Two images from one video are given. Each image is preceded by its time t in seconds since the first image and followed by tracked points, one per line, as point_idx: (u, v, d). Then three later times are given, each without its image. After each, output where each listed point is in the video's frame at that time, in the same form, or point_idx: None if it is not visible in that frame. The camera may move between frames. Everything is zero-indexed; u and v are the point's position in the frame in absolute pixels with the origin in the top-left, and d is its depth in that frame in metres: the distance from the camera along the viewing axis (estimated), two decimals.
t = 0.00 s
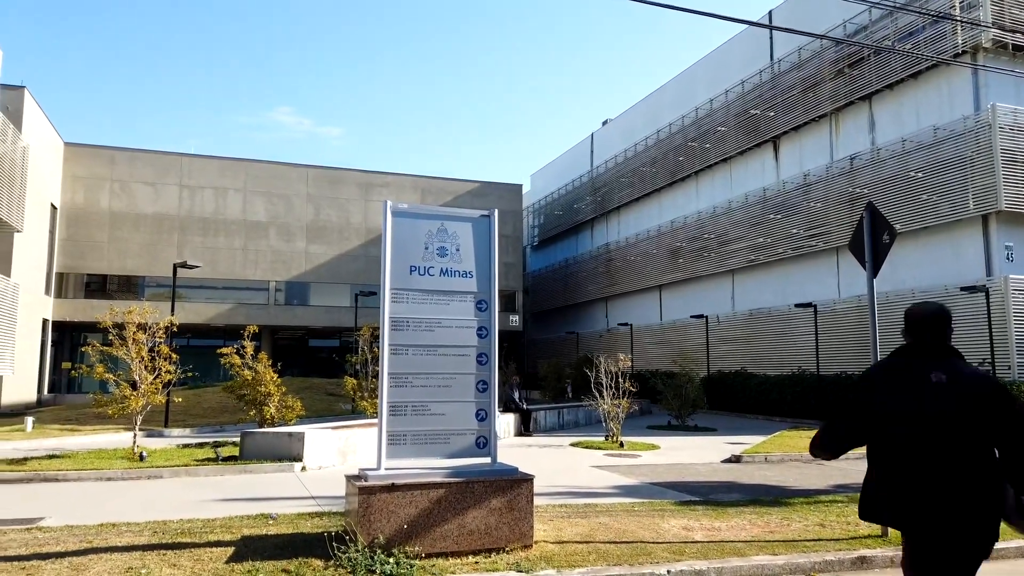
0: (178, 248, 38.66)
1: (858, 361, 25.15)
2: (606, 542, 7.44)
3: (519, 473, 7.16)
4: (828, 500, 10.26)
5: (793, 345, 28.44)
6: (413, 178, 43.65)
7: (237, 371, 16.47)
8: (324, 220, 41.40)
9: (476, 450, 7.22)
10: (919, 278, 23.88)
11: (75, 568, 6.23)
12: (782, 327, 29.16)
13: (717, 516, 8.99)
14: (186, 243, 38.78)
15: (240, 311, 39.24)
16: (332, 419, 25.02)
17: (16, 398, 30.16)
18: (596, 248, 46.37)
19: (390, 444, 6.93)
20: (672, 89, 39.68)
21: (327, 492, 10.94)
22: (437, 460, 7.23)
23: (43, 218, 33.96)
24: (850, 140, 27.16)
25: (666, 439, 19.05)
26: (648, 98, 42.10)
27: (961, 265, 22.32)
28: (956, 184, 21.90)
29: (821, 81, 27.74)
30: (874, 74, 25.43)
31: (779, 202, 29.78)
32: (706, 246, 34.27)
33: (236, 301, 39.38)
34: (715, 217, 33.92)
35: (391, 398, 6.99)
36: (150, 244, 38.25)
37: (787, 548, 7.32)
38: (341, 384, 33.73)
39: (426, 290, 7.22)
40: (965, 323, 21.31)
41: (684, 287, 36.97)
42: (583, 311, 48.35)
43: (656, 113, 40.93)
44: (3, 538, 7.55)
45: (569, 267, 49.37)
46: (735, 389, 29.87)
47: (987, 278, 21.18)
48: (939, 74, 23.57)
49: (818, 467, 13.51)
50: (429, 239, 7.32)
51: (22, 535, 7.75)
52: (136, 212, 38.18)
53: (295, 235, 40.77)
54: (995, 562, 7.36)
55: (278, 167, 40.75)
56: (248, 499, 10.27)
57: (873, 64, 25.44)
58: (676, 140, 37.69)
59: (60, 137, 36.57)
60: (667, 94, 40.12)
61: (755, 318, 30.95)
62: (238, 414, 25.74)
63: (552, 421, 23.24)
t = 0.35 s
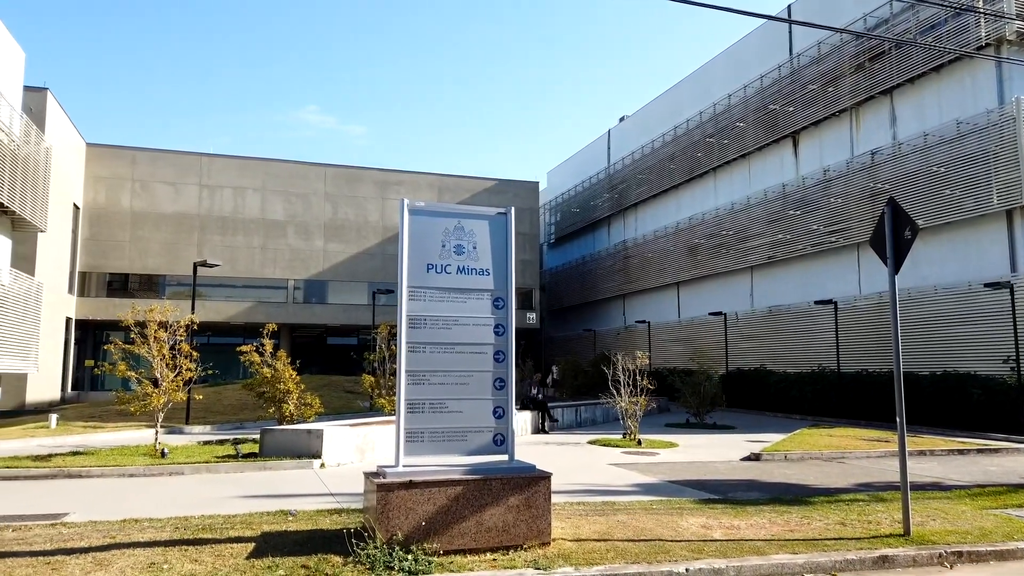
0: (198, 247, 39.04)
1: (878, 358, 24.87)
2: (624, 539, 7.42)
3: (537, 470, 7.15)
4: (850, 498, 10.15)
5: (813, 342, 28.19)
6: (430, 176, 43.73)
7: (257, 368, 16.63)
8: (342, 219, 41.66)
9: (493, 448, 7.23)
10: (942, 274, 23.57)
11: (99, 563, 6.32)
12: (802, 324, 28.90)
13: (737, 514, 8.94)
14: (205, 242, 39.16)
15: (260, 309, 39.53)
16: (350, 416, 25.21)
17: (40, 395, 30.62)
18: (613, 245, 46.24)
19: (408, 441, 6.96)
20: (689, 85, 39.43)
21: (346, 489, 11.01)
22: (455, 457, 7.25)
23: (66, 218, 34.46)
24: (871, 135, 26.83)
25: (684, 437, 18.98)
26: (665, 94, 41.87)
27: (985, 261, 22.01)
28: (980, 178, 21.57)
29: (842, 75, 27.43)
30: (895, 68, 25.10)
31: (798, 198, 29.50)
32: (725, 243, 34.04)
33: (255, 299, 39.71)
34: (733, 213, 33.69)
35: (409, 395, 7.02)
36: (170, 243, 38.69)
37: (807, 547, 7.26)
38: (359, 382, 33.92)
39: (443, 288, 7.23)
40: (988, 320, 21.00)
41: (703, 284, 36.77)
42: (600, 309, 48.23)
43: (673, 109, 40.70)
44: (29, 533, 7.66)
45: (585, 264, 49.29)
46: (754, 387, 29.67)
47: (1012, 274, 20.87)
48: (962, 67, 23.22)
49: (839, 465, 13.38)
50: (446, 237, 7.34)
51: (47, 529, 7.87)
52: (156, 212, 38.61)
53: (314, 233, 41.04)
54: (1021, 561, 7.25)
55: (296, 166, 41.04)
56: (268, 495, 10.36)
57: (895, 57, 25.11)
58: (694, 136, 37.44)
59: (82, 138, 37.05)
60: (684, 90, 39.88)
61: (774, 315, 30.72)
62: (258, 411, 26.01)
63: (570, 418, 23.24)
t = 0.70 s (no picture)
0: (220, 246, 39.46)
1: (902, 356, 24.53)
2: (644, 538, 7.39)
3: (557, 468, 7.14)
4: (873, 497, 10.02)
5: (835, 339, 27.86)
6: (449, 174, 43.83)
7: (278, 365, 16.78)
8: (361, 217, 41.88)
9: (513, 445, 7.23)
10: (968, 269, 23.17)
11: (125, 558, 6.42)
12: (824, 321, 28.58)
13: (758, 513, 8.86)
14: (227, 242, 39.57)
15: (281, 307, 39.86)
16: (371, 413, 25.38)
17: (67, 392, 31.14)
18: (632, 242, 46.04)
19: (428, 438, 6.97)
20: (709, 80, 39.14)
21: (367, 486, 11.09)
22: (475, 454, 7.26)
23: (91, 218, 35.00)
24: (894, 129, 26.46)
25: (705, 435, 18.85)
26: (685, 90, 41.57)
27: (1012, 256, 21.61)
28: (1007, 172, 21.17)
29: (864, 69, 27.07)
30: (919, 61, 24.73)
31: (821, 194, 29.16)
32: (746, 239, 33.75)
33: (277, 298, 40.05)
34: (755, 210, 33.41)
35: (429, 392, 7.03)
36: (193, 242, 39.15)
37: (831, 546, 7.18)
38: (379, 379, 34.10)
39: (462, 286, 7.24)
40: (1016, 316, 20.62)
41: (723, 281, 36.49)
42: (619, 306, 48.05)
43: (693, 104, 40.42)
44: (57, 528, 7.80)
45: (605, 261, 49.13)
46: (776, 384, 29.40)
47: None
48: (988, 59, 22.81)
49: (862, 464, 13.22)
50: (465, 235, 7.34)
51: (74, 525, 8.00)
52: (179, 211, 39.08)
53: (333, 232, 41.30)
54: None
55: (316, 165, 41.34)
56: (290, 492, 10.45)
57: (919, 50, 24.73)
58: (714, 132, 37.16)
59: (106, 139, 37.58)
60: (704, 85, 39.59)
61: (796, 312, 30.41)
62: (280, 408, 26.27)
63: (589, 416, 23.20)
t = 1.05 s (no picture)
0: (240, 245, 39.80)
1: (925, 353, 24.20)
2: (663, 536, 7.35)
3: (574, 466, 7.11)
4: (895, 497, 9.90)
5: (856, 336, 27.56)
6: (465, 172, 43.89)
7: (297, 363, 16.88)
8: (379, 215, 42.07)
9: (530, 443, 7.22)
10: (992, 265, 22.81)
11: (147, 554, 6.49)
12: (845, 318, 28.28)
13: (778, 512, 8.79)
14: (247, 240, 39.90)
15: (300, 305, 40.16)
16: (389, 411, 25.52)
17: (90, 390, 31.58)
18: (650, 239, 45.84)
19: (446, 436, 6.99)
20: (727, 76, 38.84)
21: (385, 483, 11.14)
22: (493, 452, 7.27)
23: (114, 217, 35.47)
24: (916, 124, 26.10)
25: (724, 433, 18.75)
26: (703, 86, 41.28)
27: None
28: None
29: (886, 63, 26.72)
30: (942, 54, 24.37)
31: (841, 190, 28.86)
32: (766, 236, 33.50)
33: (296, 296, 40.35)
34: (774, 206, 33.13)
35: (446, 390, 7.05)
36: (213, 241, 39.53)
37: (852, 545, 7.11)
38: (397, 377, 34.24)
39: (479, 284, 7.24)
40: None
41: (742, 278, 36.24)
42: (637, 304, 47.87)
43: (711, 100, 40.13)
44: (82, 524, 7.91)
45: (622, 259, 48.97)
46: (796, 382, 29.15)
47: None
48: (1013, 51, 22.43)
49: (883, 462, 13.07)
50: (482, 232, 7.34)
51: (99, 521, 8.11)
52: (198, 210, 39.47)
53: (351, 230, 41.54)
54: None
55: (334, 164, 41.61)
56: (310, 488, 10.53)
57: (942, 44, 24.37)
58: (733, 127, 36.87)
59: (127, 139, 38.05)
60: (722, 81, 39.29)
61: (816, 310, 30.13)
62: (299, 406, 26.50)
63: (607, 414, 23.16)
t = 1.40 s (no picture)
0: (261, 243, 40.17)
1: (950, 350, 23.82)
2: (684, 534, 7.32)
3: (595, 463, 7.09)
4: (921, 495, 9.75)
5: (880, 333, 27.21)
6: (484, 170, 43.93)
7: (319, 360, 17.02)
8: (398, 213, 42.26)
9: (550, 440, 7.22)
10: (1021, 260, 22.38)
11: (171, 548, 6.59)
12: (869, 315, 27.93)
13: (800, 510, 8.70)
14: (269, 238, 40.25)
15: (321, 303, 40.48)
16: (409, 407, 25.65)
17: (116, 387, 32.05)
18: (670, 236, 45.59)
19: (466, 433, 7.01)
20: (748, 70, 38.45)
21: (406, 479, 11.19)
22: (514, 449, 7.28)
23: (138, 217, 35.95)
24: (941, 117, 25.68)
25: (745, 431, 18.59)
26: (723, 81, 40.91)
27: None
28: None
29: (910, 55, 26.30)
30: (968, 46, 23.93)
31: (865, 184, 28.49)
32: (788, 232, 33.17)
33: (317, 294, 40.66)
34: (796, 201, 32.79)
35: (466, 387, 7.06)
36: (235, 239, 39.94)
37: (876, 544, 7.03)
38: (417, 374, 34.39)
39: (498, 282, 7.24)
40: None
41: (764, 274, 35.92)
42: (657, 300, 47.65)
43: (732, 95, 39.78)
44: (109, 518, 8.04)
45: (642, 255, 48.77)
46: (819, 379, 28.85)
47: None
48: None
49: (909, 460, 12.88)
50: (501, 230, 7.34)
51: (125, 515, 8.24)
52: (221, 209, 39.90)
53: (371, 228, 41.77)
54: None
55: (354, 162, 41.86)
56: (332, 484, 10.61)
57: (968, 36, 23.94)
58: (754, 123, 36.51)
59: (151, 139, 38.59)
60: (743, 75, 38.90)
61: (840, 306, 29.79)
62: (321, 402, 26.75)
63: (627, 411, 23.10)
